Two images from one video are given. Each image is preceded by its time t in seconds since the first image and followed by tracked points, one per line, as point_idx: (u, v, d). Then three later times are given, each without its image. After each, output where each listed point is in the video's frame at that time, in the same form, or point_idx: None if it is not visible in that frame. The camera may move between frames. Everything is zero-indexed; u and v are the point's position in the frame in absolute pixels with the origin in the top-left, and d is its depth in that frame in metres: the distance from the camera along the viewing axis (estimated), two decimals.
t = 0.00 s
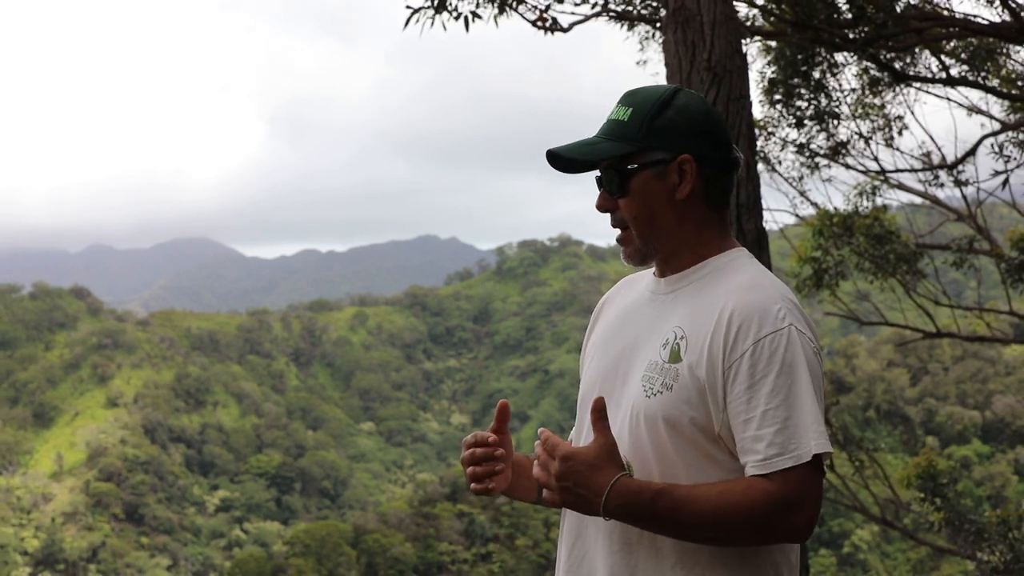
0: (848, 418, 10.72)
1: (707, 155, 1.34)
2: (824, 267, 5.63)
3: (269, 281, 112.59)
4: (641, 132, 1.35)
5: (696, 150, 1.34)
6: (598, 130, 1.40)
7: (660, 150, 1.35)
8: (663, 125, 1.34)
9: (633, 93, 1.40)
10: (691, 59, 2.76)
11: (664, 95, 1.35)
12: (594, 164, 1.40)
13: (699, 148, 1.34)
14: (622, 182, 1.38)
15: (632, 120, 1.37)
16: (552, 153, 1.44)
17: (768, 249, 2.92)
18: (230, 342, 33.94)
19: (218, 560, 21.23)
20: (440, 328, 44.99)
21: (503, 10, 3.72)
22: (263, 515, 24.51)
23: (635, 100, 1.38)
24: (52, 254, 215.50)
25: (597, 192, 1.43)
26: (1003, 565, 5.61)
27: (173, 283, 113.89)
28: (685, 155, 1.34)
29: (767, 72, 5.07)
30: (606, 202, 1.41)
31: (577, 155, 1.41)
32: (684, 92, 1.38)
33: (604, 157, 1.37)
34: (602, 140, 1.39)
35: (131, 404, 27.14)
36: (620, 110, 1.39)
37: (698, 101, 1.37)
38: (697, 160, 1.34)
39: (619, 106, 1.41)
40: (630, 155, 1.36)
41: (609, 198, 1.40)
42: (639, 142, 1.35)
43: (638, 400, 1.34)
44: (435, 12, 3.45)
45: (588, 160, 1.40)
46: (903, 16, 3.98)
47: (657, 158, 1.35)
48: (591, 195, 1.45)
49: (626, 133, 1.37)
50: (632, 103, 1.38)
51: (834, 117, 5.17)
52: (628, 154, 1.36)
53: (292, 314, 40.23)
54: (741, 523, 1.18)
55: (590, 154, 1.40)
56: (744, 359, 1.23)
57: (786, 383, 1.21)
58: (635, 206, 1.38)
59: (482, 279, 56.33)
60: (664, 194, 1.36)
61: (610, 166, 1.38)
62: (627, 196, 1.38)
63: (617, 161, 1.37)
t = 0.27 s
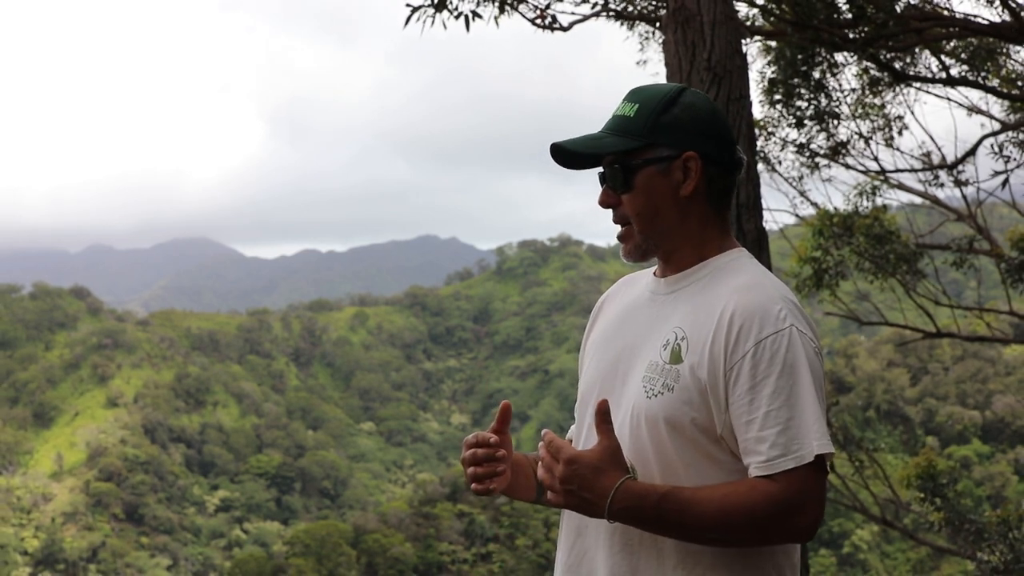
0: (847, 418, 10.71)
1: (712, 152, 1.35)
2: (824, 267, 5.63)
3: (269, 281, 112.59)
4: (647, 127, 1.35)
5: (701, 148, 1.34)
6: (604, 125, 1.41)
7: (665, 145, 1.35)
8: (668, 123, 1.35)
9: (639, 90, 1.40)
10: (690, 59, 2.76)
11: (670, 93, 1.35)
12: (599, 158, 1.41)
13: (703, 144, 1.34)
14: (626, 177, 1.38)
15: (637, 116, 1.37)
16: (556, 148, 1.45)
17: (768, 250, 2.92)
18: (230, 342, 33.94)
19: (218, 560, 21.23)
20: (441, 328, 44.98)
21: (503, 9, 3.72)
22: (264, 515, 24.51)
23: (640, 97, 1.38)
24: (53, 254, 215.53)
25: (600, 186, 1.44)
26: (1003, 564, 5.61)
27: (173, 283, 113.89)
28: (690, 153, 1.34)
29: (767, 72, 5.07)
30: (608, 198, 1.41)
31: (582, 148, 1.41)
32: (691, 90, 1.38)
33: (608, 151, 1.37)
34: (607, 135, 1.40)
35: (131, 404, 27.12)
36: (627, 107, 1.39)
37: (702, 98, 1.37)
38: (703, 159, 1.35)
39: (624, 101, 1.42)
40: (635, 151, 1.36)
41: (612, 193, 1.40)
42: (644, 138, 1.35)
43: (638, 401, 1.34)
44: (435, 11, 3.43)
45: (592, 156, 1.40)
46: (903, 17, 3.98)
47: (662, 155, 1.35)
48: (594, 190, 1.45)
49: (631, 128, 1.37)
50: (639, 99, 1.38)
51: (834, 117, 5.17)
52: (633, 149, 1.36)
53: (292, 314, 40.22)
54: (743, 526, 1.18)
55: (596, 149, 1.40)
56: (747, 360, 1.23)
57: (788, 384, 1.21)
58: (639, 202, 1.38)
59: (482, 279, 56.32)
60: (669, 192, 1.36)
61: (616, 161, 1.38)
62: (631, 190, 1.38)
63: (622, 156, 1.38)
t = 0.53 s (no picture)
0: (847, 418, 10.71)
1: (712, 151, 1.35)
2: (824, 267, 5.63)
3: (269, 281, 112.62)
4: (649, 125, 1.36)
5: (703, 146, 1.34)
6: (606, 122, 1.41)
7: (667, 144, 1.35)
8: (670, 122, 1.35)
9: (640, 89, 1.40)
10: (691, 59, 2.75)
11: (673, 92, 1.36)
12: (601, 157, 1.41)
13: (706, 144, 1.34)
14: (628, 176, 1.38)
15: (640, 114, 1.37)
16: (557, 146, 1.45)
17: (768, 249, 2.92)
18: (230, 343, 33.96)
19: (218, 559, 21.25)
20: (441, 328, 44.99)
21: (502, 8, 3.71)
22: (264, 515, 24.53)
23: (643, 95, 1.38)
24: (53, 254, 215.49)
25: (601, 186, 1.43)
26: (1003, 564, 5.61)
27: (173, 283, 113.91)
28: (692, 152, 1.34)
29: (767, 71, 5.08)
30: (609, 196, 1.41)
31: (583, 148, 1.41)
32: (692, 91, 1.39)
33: (611, 149, 1.37)
34: (607, 134, 1.40)
35: (132, 404, 27.11)
36: (629, 106, 1.40)
37: (704, 98, 1.38)
38: (705, 158, 1.35)
39: (625, 100, 1.42)
40: (638, 148, 1.36)
41: (613, 192, 1.40)
42: (645, 137, 1.35)
43: (638, 400, 1.35)
44: (433, 11, 3.42)
45: (596, 154, 1.40)
46: (903, 16, 3.98)
47: (664, 153, 1.35)
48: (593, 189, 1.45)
49: (633, 127, 1.37)
50: (643, 97, 1.38)
51: (834, 117, 5.17)
52: (635, 148, 1.36)
53: (292, 314, 40.25)
54: (744, 525, 1.19)
55: (601, 147, 1.39)
56: (747, 359, 1.23)
57: (788, 383, 1.21)
58: (639, 202, 1.38)
59: (481, 280, 56.43)
60: (670, 191, 1.36)
61: (619, 160, 1.38)
62: (632, 190, 1.38)
63: (625, 154, 1.38)
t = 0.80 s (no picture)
0: (847, 417, 10.72)
1: (713, 151, 1.35)
2: (824, 267, 5.64)
3: (269, 281, 112.64)
4: (652, 125, 1.35)
5: (703, 147, 1.35)
6: (599, 128, 1.40)
7: (669, 145, 1.35)
8: (672, 123, 1.35)
9: (634, 91, 1.40)
10: (691, 58, 2.76)
11: (669, 95, 1.36)
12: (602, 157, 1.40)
13: (705, 145, 1.35)
14: (630, 177, 1.37)
15: (639, 115, 1.37)
16: (557, 148, 1.44)
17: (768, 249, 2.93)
18: (230, 342, 34.00)
19: (218, 559, 21.28)
20: (440, 328, 45.03)
21: (502, 9, 3.71)
22: (264, 515, 24.56)
23: (640, 97, 1.37)
24: (53, 254, 215.46)
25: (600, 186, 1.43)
26: (1004, 564, 5.64)
27: (172, 283, 113.96)
28: (693, 153, 1.35)
29: (767, 72, 5.08)
30: (608, 196, 1.41)
31: (582, 148, 1.40)
32: (688, 93, 1.39)
33: (610, 151, 1.36)
34: (606, 136, 1.39)
35: (132, 404, 27.13)
36: (625, 108, 1.38)
37: (702, 99, 1.38)
38: (705, 159, 1.35)
39: (622, 101, 1.41)
40: (640, 151, 1.36)
41: (612, 193, 1.40)
42: (645, 141, 1.35)
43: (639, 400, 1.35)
44: (433, 11, 3.43)
45: (593, 156, 1.39)
46: (902, 17, 3.98)
47: (666, 155, 1.35)
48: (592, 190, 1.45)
49: (632, 128, 1.37)
50: (639, 99, 1.38)
51: (833, 117, 5.18)
52: (635, 151, 1.35)
53: (291, 314, 40.27)
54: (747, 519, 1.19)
55: (597, 150, 1.39)
56: (747, 357, 1.24)
57: (789, 380, 1.22)
58: (641, 203, 1.38)
59: (481, 279, 56.47)
60: (669, 192, 1.36)
61: (619, 162, 1.38)
62: (633, 192, 1.38)
63: (626, 156, 1.37)
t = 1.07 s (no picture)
0: (847, 417, 10.67)
1: (734, 152, 1.34)
2: (825, 267, 5.58)
3: (269, 281, 112.57)
4: (680, 119, 1.33)
5: (726, 146, 1.34)
6: (629, 108, 1.38)
7: (696, 140, 1.34)
8: (703, 117, 1.34)
9: (663, 83, 1.38)
10: (691, 58, 2.72)
11: (697, 93, 1.34)
12: (631, 134, 1.38)
13: (725, 144, 1.34)
14: (652, 161, 1.35)
15: (669, 106, 1.34)
16: (582, 121, 1.43)
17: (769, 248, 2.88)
18: (229, 343, 33.96)
19: (216, 560, 21.24)
20: (440, 328, 44.99)
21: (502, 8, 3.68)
22: (262, 516, 24.50)
23: (668, 89, 1.35)
24: (53, 254, 215.35)
25: (616, 166, 1.40)
26: (1005, 565, 5.54)
27: (172, 284, 113.94)
28: (717, 151, 1.34)
29: (768, 71, 5.04)
30: (623, 181, 1.38)
31: (617, 123, 1.38)
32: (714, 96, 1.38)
33: (644, 132, 1.34)
34: (633, 118, 1.36)
35: (130, 404, 27.10)
36: (654, 97, 1.36)
37: (727, 105, 1.37)
38: (725, 158, 1.34)
39: (646, 90, 1.39)
40: (667, 138, 1.34)
41: (629, 176, 1.37)
42: (675, 128, 1.33)
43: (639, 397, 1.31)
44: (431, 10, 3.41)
45: (624, 131, 1.37)
46: (904, 15, 3.94)
47: (690, 148, 1.33)
48: (608, 175, 1.42)
49: (663, 114, 1.34)
50: (669, 90, 1.35)
51: (834, 117, 5.14)
52: (665, 137, 1.33)
53: (291, 314, 40.22)
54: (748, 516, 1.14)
55: (631, 127, 1.36)
56: (748, 354, 1.20)
57: (792, 379, 1.18)
58: (660, 187, 1.35)
59: (481, 279, 56.42)
60: (686, 182, 1.35)
61: (648, 146, 1.35)
62: (655, 175, 1.35)
63: (656, 141, 1.35)
